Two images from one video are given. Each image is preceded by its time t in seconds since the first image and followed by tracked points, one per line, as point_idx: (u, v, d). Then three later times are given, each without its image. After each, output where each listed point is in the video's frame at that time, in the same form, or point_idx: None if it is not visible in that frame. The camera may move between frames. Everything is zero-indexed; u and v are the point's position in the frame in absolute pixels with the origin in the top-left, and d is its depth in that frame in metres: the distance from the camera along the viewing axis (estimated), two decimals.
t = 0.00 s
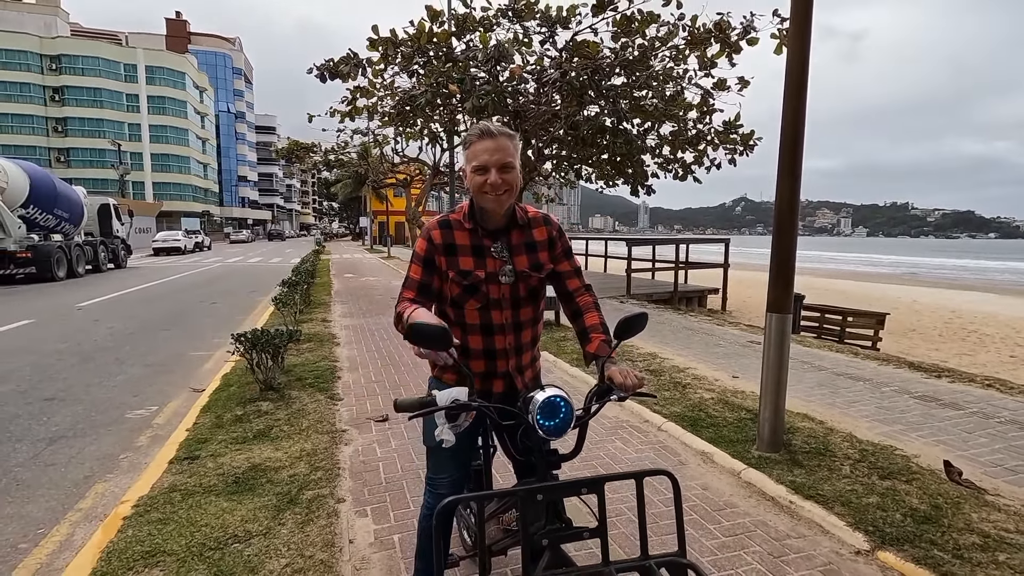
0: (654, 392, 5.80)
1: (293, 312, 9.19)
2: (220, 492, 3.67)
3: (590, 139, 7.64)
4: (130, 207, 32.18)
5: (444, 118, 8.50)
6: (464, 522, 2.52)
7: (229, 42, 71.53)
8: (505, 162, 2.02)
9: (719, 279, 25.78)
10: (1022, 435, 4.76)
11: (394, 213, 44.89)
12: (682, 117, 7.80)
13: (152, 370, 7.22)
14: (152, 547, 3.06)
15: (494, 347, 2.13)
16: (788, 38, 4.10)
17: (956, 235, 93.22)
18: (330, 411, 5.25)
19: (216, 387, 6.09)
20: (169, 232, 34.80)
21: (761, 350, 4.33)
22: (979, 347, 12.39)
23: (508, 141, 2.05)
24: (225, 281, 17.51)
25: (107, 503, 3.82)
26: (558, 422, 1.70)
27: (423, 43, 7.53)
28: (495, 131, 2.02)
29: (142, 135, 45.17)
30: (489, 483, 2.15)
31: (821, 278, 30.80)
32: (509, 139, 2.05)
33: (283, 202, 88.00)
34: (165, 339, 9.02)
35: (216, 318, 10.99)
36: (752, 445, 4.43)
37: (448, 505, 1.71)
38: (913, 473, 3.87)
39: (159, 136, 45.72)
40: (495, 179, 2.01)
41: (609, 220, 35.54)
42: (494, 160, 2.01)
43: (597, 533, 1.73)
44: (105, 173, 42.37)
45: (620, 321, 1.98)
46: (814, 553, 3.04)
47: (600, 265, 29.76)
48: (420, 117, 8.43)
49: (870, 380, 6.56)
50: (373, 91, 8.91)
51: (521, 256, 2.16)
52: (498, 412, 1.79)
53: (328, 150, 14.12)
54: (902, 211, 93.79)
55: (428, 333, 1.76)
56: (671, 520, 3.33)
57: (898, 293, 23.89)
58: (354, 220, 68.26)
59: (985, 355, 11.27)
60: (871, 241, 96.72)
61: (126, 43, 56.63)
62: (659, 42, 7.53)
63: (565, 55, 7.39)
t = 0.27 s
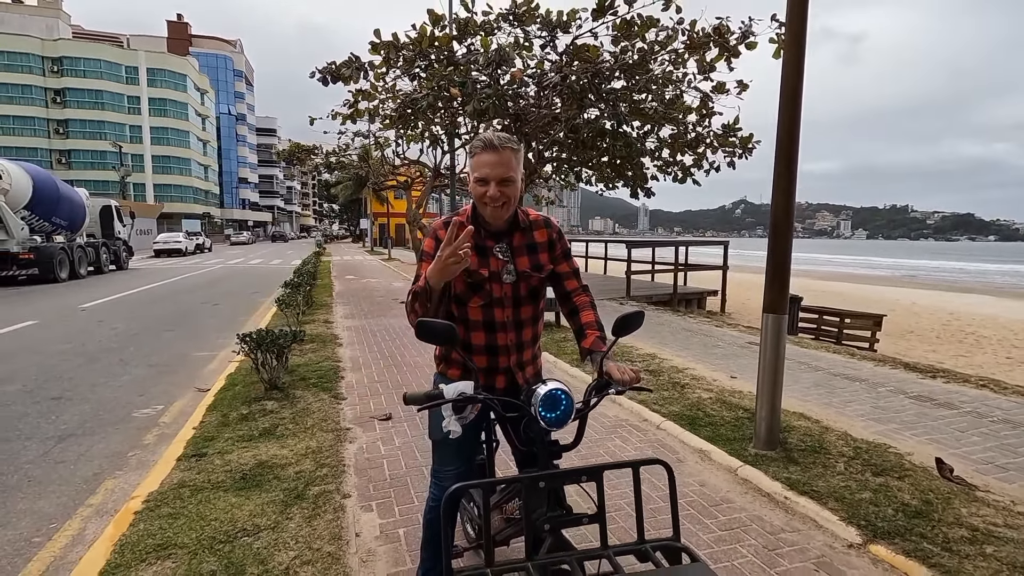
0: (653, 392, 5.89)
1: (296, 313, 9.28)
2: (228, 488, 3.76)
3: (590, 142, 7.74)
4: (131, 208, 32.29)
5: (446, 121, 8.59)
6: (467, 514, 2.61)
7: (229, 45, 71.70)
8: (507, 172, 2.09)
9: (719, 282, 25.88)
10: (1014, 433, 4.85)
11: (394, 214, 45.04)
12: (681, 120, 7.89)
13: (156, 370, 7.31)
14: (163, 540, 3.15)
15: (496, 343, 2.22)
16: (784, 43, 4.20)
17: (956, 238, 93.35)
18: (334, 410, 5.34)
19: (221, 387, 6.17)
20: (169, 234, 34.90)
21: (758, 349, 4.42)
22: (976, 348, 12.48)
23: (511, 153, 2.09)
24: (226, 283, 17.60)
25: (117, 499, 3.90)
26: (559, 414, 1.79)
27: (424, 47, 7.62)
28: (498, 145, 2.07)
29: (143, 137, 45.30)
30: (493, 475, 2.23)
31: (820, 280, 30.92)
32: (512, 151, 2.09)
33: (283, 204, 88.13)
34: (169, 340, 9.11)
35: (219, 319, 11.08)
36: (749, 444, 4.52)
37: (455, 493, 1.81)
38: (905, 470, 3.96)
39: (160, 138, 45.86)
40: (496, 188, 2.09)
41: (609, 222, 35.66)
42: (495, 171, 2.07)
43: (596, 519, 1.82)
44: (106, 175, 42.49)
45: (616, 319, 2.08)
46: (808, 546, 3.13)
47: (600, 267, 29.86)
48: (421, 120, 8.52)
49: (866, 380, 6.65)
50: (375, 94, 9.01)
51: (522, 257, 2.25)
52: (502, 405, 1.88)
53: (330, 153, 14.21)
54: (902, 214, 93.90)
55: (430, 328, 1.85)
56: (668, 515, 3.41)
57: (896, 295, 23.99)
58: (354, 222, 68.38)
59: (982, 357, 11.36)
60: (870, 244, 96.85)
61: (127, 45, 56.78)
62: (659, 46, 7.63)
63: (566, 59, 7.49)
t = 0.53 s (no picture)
0: (651, 391, 5.97)
1: (297, 314, 9.37)
2: (235, 484, 3.84)
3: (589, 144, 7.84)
4: (131, 210, 32.38)
5: (446, 123, 8.68)
6: (469, 508, 2.69)
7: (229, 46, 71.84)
8: (508, 178, 2.17)
9: (718, 283, 25.98)
10: (1005, 431, 4.94)
11: (393, 216, 45.14)
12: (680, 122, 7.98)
13: (160, 370, 7.39)
14: (172, 534, 3.23)
15: (497, 341, 2.31)
16: (778, 48, 4.29)
17: (955, 239, 93.54)
18: (337, 409, 5.42)
19: (225, 386, 6.25)
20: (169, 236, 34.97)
21: (753, 348, 4.50)
22: (973, 348, 12.58)
23: (512, 159, 2.17)
24: (227, 284, 17.67)
25: (125, 495, 3.98)
26: (557, 407, 1.89)
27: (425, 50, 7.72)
28: (499, 152, 2.15)
29: (143, 139, 45.38)
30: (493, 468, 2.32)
31: (818, 281, 31.04)
32: (513, 157, 2.17)
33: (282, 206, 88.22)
34: (172, 341, 9.19)
35: (220, 320, 11.16)
36: (745, 441, 4.60)
37: (459, 483, 1.89)
38: (897, 466, 4.05)
39: (160, 139, 45.95)
40: (498, 194, 2.18)
41: (608, 223, 35.78)
42: (497, 178, 2.15)
43: (593, 506, 1.91)
44: (105, 177, 42.57)
45: (614, 317, 2.16)
46: (801, 539, 3.21)
47: (599, 269, 29.95)
48: (421, 122, 8.61)
49: (861, 379, 6.74)
50: (375, 96, 9.10)
51: (523, 257, 2.33)
52: (503, 398, 1.97)
53: (330, 154, 14.30)
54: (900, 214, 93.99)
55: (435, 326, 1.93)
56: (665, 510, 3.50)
57: (895, 296, 24.10)
58: (354, 224, 68.46)
59: (978, 357, 11.46)
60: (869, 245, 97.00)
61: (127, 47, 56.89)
62: (657, 48, 7.73)
63: (565, 62, 7.58)
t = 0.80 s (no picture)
0: (650, 390, 6.03)
1: (298, 314, 9.42)
2: (238, 482, 3.88)
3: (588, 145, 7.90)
4: (132, 211, 32.45)
5: (446, 125, 8.74)
6: (470, 504, 2.74)
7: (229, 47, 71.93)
8: (509, 178, 2.22)
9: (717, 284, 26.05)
10: (1000, 429, 4.99)
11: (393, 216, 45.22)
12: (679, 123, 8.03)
13: (162, 370, 7.43)
14: (177, 530, 3.27)
15: (497, 339, 2.36)
16: (776, 50, 4.33)
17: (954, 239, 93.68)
18: (338, 408, 5.47)
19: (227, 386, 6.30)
20: (169, 237, 35.03)
21: (750, 348, 4.55)
22: (971, 348, 12.64)
23: (512, 157, 2.21)
24: (228, 285, 17.72)
25: (129, 493, 4.02)
26: (556, 402, 1.94)
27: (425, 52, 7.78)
28: (499, 151, 2.20)
29: (143, 140, 45.43)
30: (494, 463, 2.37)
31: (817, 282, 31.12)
32: (513, 155, 2.21)
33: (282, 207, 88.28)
34: (173, 342, 9.23)
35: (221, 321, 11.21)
36: (743, 439, 4.65)
37: (460, 476, 1.94)
38: (892, 463, 4.10)
39: (160, 141, 46.02)
40: (499, 196, 2.23)
41: (607, 224, 35.87)
42: (498, 179, 2.20)
43: (591, 499, 1.97)
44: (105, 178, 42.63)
45: (612, 315, 2.21)
46: (796, 535, 3.26)
47: (599, 270, 30.03)
48: (422, 123, 8.66)
49: (859, 378, 6.79)
50: (375, 98, 9.16)
51: (523, 257, 2.39)
52: (503, 394, 2.03)
53: (330, 156, 14.36)
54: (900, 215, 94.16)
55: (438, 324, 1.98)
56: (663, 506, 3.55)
57: (894, 297, 24.16)
58: (354, 224, 68.52)
59: (976, 356, 11.52)
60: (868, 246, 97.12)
61: (126, 48, 56.92)
62: (655, 50, 7.80)
63: (564, 63, 7.64)
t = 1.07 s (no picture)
0: (648, 389, 6.05)
1: (298, 314, 9.44)
2: (239, 480, 3.91)
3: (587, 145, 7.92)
4: (132, 211, 32.47)
5: (445, 125, 8.77)
6: (469, 502, 2.76)
7: (228, 47, 71.91)
8: (514, 192, 2.22)
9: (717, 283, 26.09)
10: (997, 427, 5.02)
11: (393, 216, 45.25)
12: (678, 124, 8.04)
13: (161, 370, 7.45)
14: (179, 527, 3.30)
15: (496, 337, 2.38)
16: (774, 52, 4.35)
17: (953, 239, 93.74)
18: (338, 407, 5.49)
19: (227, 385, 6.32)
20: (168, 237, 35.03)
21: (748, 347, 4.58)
22: (969, 347, 12.67)
23: (520, 174, 2.20)
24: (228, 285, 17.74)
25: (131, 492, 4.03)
26: (554, 399, 1.97)
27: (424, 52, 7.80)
28: (508, 166, 2.18)
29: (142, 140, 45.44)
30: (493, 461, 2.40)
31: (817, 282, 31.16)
32: (521, 172, 2.20)
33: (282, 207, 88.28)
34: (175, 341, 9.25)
35: (222, 321, 11.23)
36: (741, 438, 4.67)
37: (460, 472, 1.97)
38: (888, 461, 4.13)
39: (159, 141, 46.03)
40: (503, 204, 2.24)
41: (607, 224, 35.89)
42: (502, 190, 2.21)
43: (588, 494, 2.00)
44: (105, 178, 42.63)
45: (610, 315, 2.24)
46: (793, 532, 3.29)
47: (599, 270, 30.07)
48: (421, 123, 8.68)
49: (857, 377, 6.82)
50: (375, 98, 9.18)
51: (522, 257, 2.41)
52: (502, 391, 2.05)
53: (330, 156, 14.38)
54: (899, 214, 94.23)
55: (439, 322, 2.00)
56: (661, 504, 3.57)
57: (893, 297, 24.20)
58: (354, 225, 68.52)
59: (975, 356, 11.55)
60: (868, 246, 97.18)
61: (126, 48, 56.90)
62: (654, 51, 7.83)
63: (563, 64, 7.66)
